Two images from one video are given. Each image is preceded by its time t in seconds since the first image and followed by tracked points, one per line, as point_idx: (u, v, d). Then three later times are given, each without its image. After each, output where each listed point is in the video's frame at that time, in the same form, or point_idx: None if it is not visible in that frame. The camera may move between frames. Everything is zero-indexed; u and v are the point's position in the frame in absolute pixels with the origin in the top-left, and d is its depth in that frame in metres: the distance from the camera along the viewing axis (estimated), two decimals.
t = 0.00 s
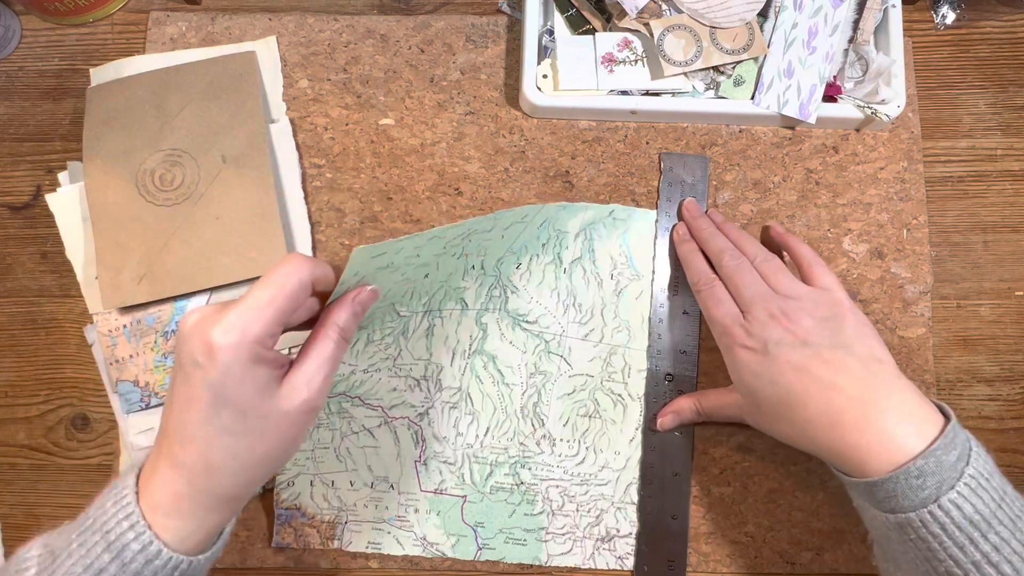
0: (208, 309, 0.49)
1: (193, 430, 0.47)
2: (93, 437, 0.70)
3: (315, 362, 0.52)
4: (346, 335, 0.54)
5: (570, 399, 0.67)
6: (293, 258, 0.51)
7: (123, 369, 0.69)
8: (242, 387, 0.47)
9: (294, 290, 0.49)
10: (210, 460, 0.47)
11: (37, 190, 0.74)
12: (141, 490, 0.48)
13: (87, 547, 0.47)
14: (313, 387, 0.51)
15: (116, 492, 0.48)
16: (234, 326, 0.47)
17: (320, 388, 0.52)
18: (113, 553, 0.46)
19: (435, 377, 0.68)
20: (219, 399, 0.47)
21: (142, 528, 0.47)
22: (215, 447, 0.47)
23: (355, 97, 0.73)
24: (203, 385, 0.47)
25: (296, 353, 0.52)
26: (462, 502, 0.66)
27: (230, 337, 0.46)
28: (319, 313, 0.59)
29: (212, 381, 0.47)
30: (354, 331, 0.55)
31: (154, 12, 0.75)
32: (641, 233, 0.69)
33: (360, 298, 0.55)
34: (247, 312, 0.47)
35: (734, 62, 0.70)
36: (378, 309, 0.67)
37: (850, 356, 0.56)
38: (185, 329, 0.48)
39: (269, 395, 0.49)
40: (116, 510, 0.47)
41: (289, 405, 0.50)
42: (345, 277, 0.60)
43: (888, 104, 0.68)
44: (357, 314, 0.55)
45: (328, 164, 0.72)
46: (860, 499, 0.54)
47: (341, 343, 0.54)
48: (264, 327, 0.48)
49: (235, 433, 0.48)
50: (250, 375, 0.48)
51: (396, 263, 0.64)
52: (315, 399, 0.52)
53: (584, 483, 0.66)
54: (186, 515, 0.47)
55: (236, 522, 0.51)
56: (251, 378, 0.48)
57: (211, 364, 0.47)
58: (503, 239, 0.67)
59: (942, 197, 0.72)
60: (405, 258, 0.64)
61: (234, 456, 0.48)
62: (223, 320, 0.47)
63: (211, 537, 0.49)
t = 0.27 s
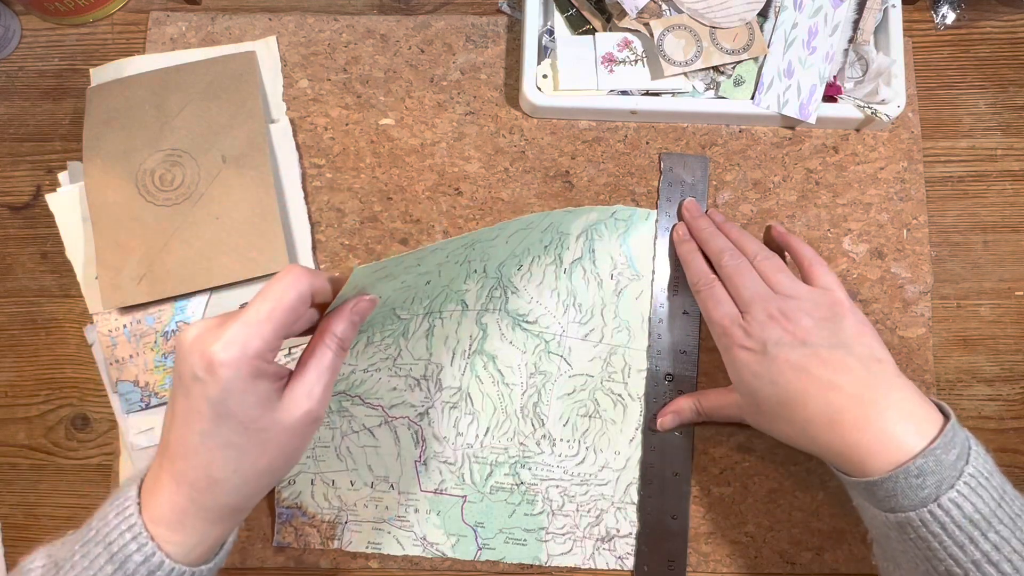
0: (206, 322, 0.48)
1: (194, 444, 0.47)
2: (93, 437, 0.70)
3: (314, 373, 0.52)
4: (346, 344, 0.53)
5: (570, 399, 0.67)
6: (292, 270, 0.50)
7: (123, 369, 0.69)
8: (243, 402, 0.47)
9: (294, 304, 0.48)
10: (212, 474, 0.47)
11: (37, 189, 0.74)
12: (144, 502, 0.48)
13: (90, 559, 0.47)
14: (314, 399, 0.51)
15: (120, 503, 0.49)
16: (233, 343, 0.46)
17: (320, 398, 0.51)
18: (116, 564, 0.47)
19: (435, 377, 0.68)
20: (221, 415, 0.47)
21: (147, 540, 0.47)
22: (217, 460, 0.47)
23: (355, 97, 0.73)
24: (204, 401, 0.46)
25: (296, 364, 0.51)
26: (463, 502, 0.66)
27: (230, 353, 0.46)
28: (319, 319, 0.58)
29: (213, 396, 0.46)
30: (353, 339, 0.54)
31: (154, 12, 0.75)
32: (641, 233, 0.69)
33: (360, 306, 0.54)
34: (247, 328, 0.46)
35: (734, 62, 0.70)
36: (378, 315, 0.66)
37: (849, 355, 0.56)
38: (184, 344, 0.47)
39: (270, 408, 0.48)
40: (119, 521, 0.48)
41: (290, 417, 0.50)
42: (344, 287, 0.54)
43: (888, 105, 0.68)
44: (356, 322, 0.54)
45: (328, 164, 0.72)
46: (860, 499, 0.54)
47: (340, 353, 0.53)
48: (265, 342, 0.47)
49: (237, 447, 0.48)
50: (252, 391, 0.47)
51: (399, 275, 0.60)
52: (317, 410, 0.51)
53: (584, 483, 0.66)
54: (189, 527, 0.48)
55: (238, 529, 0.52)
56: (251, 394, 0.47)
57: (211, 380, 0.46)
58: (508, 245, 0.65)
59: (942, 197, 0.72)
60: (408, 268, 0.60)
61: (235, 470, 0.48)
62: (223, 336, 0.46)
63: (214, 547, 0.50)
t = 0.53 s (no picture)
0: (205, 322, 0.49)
1: (194, 443, 0.47)
2: (93, 437, 0.70)
3: (313, 372, 0.51)
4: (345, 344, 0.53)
5: (570, 399, 0.67)
6: (291, 270, 0.50)
7: (123, 369, 0.69)
8: (242, 401, 0.47)
9: (293, 302, 0.48)
10: (211, 473, 0.47)
11: (37, 190, 0.74)
12: (145, 502, 0.48)
13: (91, 559, 0.47)
14: (313, 399, 0.50)
15: (121, 503, 0.49)
16: (232, 341, 0.46)
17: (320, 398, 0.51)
18: (116, 564, 0.47)
19: (435, 377, 0.68)
20: (219, 414, 0.47)
21: (147, 539, 0.47)
22: (217, 460, 0.47)
23: (355, 97, 0.73)
24: (203, 400, 0.46)
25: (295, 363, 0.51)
26: (462, 502, 0.66)
27: (229, 352, 0.46)
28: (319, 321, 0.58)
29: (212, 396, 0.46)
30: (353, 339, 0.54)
31: (154, 12, 0.75)
32: (641, 233, 0.69)
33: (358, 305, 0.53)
34: (245, 327, 0.46)
35: (734, 62, 0.70)
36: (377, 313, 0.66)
37: (849, 355, 0.56)
38: (182, 343, 0.47)
39: (269, 407, 0.48)
40: (119, 520, 0.48)
41: (290, 417, 0.49)
42: (343, 287, 0.53)
43: (888, 105, 0.68)
44: (355, 321, 0.53)
45: (328, 164, 0.72)
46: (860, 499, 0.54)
47: (340, 353, 0.53)
48: (263, 341, 0.47)
49: (235, 447, 0.48)
50: (250, 389, 0.47)
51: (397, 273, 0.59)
52: (317, 410, 0.51)
53: (584, 483, 0.66)
54: (189, 526, 0.48)
55: (238, 529, 0.51)
56: (250, 393, 0.47)
57: (210, 379, 0.46)
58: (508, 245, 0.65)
59: (942, 197, 0.72)
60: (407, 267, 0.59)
61: (234, 469, 0.48)
62: (221, 335, 0.46)
63: (213, 547, 0.49)
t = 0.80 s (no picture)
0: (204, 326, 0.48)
1: (195, 448, 0.47)
2: (93, 437, 0.70)
3: (315, 376, 0.51)
4: (345, 347, 0.53)
5: (570, 399, 0.67)
6: (292, 277, 0.50)
7: (123, 369, 0.69)
8: (242, 407, 0.46)
9: (295, 309, 0.48)
10: (213, 478, 0.47)
11: (38, 190, 0.74)
12: (147, 505, 0.48)
13: (96, 560, 0.48)
14: (314, 402, 0.50)
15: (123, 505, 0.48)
16: (231, 349, 0.45)
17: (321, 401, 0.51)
18: (122, 565, 0.47)
19: (435, 377, 0.68)
20: (221, 421, 0.46)
21: (151, 541, 0.47)
22: (219, 466, 0.47)
23: (355, 97, 0.73)
24: (204, 407, 0.46)
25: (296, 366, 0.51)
26: (462, 502, 0.66)
27: (229, 360, 0.45)
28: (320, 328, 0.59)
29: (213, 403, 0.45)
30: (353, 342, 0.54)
31: (154, 12, 0.75)
32: (641, 233, 0.69)
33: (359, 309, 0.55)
34: (246, 334, 0.45)
35: (734, 62, 0.70)
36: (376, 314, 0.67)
37: (849, 355, 0.56)
38: (181, 349, 0.46)
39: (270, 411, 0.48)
40: (124, 522, 0.48)
41: (292, 421, 0.49)
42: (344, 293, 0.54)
43: (888, 105, 0.68)
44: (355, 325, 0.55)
45: (328, 164, 0.72)
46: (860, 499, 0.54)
47: (341, 356, 0.53)
48: (264, 348, 0.46)
49: (238, 452, 0.47)
50: (251, 395, 0.47)
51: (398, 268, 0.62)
52: (318, 413, 0.51)
53: (584, 483, 0.66)
54: (193, 529, 0.47)
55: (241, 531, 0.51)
56: (251, 398, 0.47)
57: (211, 386, 0.45)
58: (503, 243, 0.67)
59: (942, 197, 0.72)
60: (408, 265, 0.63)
61: (237, 473, 0.48)
62: (221, 342, 0.45)
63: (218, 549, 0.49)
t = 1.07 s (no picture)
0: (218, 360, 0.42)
1: (213, 488, 0.44)
2: (93, 437, 0.70)
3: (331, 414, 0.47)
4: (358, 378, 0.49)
5: (570, 399, 0.67)
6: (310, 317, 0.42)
7: (123, 369, 0.69)
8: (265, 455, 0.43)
9: (316, 356, 0.42)
10: (234, 517, 0.45)
11: (38, 190, 0.74)
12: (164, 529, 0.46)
13: None
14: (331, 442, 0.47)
15: (138, 525, 0.47)
16: (253, 399, 0.40)
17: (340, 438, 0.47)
18: None
19: (435, 377, 0.68)
20: (241, 467, 0.43)
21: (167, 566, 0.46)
22: (240, 505, 0.45)
23: (355, 97, 0.73)
24: (223, 455, 0.42)
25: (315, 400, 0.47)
26: (462, 502, 0.66)
27: (248, 411, 0.40)
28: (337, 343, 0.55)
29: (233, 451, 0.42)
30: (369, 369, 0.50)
31: (154, 12, 0.75)
32: (640, 233, 0.69)
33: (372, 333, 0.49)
34: (267, 384, 0.40)
35: (734, 62, 0.70)
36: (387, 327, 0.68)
37: (847, 355, 0.56)
38: (194, 391, 0.41)
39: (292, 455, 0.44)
40: (138, 544, 0.46)
41: (314, 463, 0.46)
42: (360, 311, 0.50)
43: (888, 105, 0.68)
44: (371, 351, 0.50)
45: (328, 164, 0.72)
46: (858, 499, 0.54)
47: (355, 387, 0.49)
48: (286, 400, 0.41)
49: (259, 494, 0.45)
50: (274, 443, 0.43)
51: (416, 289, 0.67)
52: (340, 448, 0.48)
53: (584, 483, 0.66)
54: (212, 558, 0.46)
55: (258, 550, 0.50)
56: (271, 445, 0.43)
57: (231, 438, 0.41)
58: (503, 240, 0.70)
59: (942, 197, 0.72)
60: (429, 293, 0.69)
61: (258, 512, 0.45)
62: (239, 396, 0.40)
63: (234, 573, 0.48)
